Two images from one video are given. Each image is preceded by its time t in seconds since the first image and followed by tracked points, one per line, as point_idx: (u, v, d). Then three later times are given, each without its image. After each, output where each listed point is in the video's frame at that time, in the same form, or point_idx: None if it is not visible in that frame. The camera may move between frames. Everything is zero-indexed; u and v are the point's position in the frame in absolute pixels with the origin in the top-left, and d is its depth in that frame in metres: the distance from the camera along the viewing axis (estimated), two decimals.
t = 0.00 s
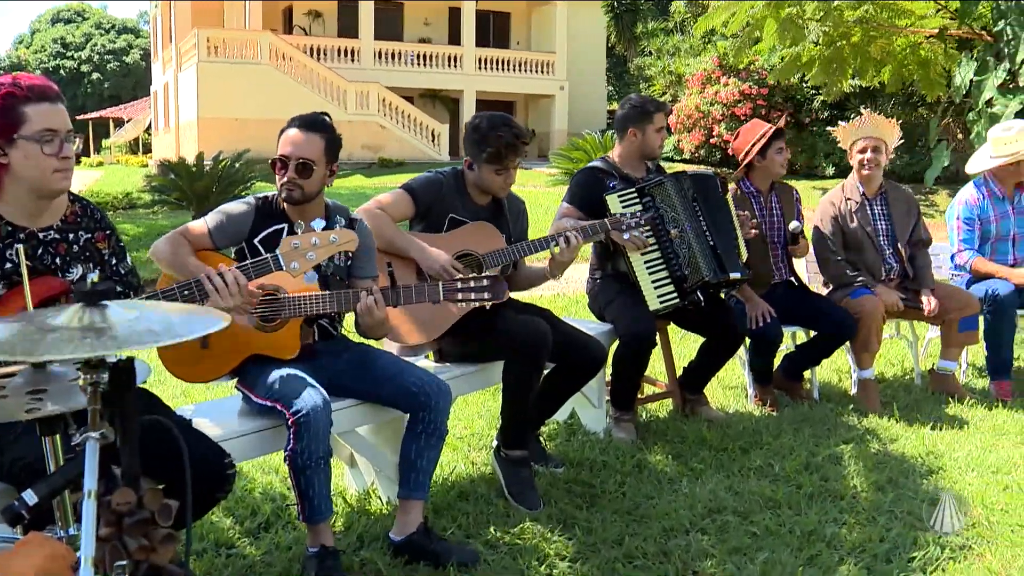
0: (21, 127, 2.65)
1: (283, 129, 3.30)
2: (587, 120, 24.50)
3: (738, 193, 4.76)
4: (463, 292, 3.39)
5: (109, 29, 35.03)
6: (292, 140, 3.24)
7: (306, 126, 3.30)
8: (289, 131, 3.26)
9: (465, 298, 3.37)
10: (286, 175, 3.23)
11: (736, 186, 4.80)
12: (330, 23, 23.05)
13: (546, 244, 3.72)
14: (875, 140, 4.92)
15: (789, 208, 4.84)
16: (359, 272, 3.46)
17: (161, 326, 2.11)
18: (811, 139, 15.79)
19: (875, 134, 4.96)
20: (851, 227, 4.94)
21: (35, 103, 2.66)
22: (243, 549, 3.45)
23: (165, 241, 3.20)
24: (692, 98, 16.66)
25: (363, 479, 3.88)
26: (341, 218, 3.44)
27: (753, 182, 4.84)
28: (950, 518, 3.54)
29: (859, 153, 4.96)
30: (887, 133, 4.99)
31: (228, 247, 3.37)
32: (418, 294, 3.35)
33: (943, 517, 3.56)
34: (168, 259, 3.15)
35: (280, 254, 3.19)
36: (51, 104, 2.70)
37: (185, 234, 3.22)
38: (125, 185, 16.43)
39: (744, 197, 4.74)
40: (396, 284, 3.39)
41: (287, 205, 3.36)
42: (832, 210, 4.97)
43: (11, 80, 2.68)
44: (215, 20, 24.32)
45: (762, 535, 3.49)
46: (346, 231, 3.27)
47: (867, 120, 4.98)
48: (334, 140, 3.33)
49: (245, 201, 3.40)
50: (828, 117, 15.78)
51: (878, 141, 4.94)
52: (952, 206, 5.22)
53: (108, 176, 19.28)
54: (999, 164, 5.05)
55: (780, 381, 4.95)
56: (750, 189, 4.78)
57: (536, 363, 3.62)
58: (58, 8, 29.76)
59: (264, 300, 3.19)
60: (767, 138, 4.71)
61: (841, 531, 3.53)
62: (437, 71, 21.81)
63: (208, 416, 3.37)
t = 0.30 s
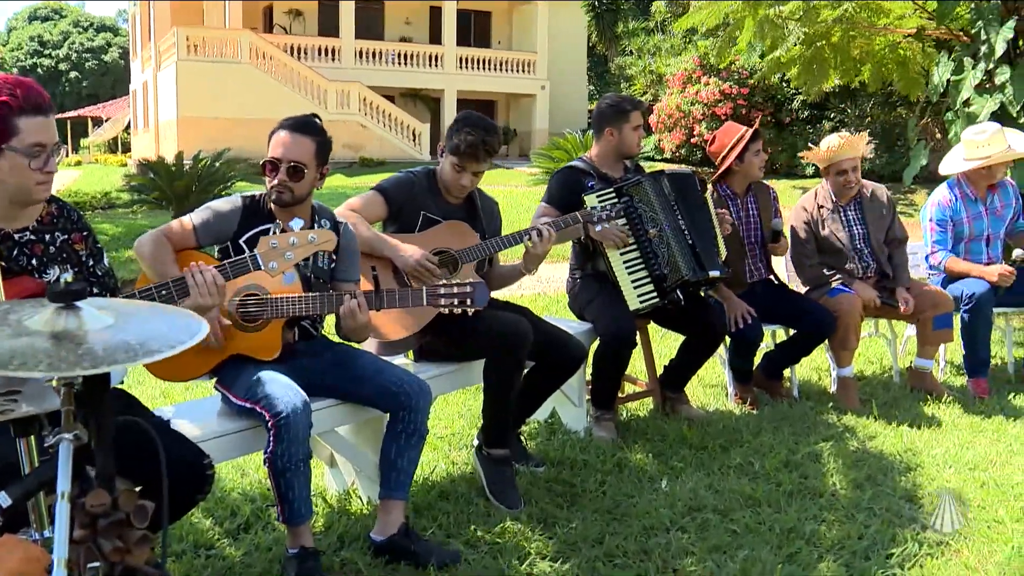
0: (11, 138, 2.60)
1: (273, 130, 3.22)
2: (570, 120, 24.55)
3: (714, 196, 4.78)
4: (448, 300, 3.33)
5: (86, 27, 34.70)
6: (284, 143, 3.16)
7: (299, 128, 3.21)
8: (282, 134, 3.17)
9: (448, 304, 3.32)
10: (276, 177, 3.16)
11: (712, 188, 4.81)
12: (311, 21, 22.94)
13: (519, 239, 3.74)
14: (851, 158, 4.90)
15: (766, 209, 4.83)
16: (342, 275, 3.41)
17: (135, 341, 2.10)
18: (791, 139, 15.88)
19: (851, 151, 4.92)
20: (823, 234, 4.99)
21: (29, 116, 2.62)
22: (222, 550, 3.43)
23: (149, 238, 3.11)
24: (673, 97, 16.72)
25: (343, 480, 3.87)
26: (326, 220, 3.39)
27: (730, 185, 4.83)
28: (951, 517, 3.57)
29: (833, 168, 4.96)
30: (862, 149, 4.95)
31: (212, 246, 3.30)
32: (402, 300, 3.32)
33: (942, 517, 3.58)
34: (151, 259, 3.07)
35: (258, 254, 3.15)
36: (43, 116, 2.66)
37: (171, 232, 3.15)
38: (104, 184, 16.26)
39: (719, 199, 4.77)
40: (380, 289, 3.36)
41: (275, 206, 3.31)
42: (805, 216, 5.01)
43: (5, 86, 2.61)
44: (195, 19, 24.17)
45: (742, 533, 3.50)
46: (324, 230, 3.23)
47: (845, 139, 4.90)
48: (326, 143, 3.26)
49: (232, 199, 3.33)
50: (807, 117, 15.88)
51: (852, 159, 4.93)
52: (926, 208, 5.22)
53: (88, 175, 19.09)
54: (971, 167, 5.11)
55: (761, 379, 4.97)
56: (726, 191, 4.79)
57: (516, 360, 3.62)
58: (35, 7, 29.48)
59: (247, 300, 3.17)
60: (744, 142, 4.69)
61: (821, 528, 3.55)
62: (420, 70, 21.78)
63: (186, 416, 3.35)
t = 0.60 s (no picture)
0: None
1: (249, 127, 3.20)
2: (552, 119, 24.60)
3: (707, 191, 4.79)
4: (428, 296, 3.34)
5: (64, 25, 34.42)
6: (261, 139, 3.14)
7: (276, 124, 3.19)
8: (260, 130, 3.16)
9: (427, 301, 3.33)
10: (254, 174, 3.13)
11: (705, 184, 4.82)
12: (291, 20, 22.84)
13: (496, 236, 3.74)
14: (844, 138, 4.98)
15: (755, 210, 4.85)
16: (320, 274, 3.39)
17: (110, 341, 2.09)
18: (771, 138, 15.99)
19: (844, 132, 5.00)
20: (819, 224, 5.00)
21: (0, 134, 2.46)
22: (200, 552, 3.41)
23: (126, 235, 3.09)
24: (654, 97, 16.77)
25: (323, 480, 3.86)
26: (302, 219, 3.37)
27: (723, 180, 4.86)
28: (950, 520, 3.58)
29: (829, 152, 5.00)
30: (855, 130, 5.01)
31: (189, 245, 3.27)
32: (383, 299, 3.31)
33: (943, 518, 3.59)
34: (128, 256, 3.05)
35: (236, 255, 3.13)
36: (21, 134, 2.51)
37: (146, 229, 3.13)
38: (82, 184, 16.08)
39: (711, 193, 4.78)
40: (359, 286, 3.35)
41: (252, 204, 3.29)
42: (802, 207, 5.03)
43: None
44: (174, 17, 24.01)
45: (721, 531, 3.52)
46: (303, 231, 3.23)
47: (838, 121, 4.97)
48: (303, 140, 3.24)
49: (208, 198, 3.30)
50: (787, 116, 15.97)
51: (846, 139, 4.99)
52: (914, 198, 5.21)
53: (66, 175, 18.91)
54: (957, 159, 5.08)
55: (740, 377, 4.99)
56: (719, 186, 4.80)
57: (497, 360, 3.62)
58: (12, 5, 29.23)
59: (224, 300, 3.14)
60: (739, 137, 4.73)
61: (800, 525, 3.56)
62: (401, 69, 21.75)
63: (164, 417, 3.33)
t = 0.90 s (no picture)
0: None
1: (221, 126, 3.18)
2: (534, 119, 24.63)
3: (708, 184, 4.79)
4: (404, 291, 3.32)
5: (41, 23, 34.12)
6: (231, 138, 3.12)
7: (246, 123, 3.18)
8: (229, 129, 3.13)
9: (404, 296, 3.31)
10: (225, 173, 3.11)
11: (707, 178, 4.83)
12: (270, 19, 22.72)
13: (481, 240, 3.73)
14: (857, 137, 4.92)
15: (749, 215, 4.88)
16: (294, 272, 3.39)
17: (83, 342, 2.07)
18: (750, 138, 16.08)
19: (856, 133, 4.95)
20: (819, 217, 4.96)
21: None
22: (178, 553, 3.39)
23: (98, 237, 3.06)
24: (634, 97, 16.81)
25: (302, 481, 3.84)
26: (277, 217, 3.36)
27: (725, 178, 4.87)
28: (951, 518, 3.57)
29: (840, 148, 4.95)
30: (867, 134, 4.97)
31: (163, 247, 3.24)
32: (357, 293, 3.26)
33: (944, 518, 3.58)
34: (101, 258, 3.02)
35: (212, 254, 3.09)
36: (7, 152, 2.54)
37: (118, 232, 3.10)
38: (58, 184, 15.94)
39: (712, 187, 4.79)
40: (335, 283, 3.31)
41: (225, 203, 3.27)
42: (808, 195, 4.94)
43: None
44: (152, 15, 23.84)
45: (700, 529, 3.53)
46: (279, 230, 3.20)
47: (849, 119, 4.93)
48: (274, 139, 3.22)
49: (180, 199, 3.28)
50: (766, 116, 16.06)
51: (858, 140, 4.94)
52: (906, 190, 5.19)
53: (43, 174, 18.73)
54: (947, 157, 5.15)
55: (720, 375, 5.01)
56: (720, 184, 4.82)
57: (477, 359, 3.62)
58: None
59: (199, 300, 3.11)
60: (746, 139, 4.75)
61: (778, 523, 3.58)
62: (383, 68, 21.71)
63: (140, 418, 3.30)
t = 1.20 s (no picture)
0: None
1: (191, 125, 3.16)
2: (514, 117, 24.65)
3: (693, 185, 4.79)
4: (377, 285, 3.32)
5: (15, 20, 33.77)
6: (201, 137, 3.10)
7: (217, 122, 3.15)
8: (200, 128, 3.11)
9: (378, 291, 3.31)
10: (196, 174, 3.10)
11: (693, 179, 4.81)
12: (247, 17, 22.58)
13: (463, 245, 3.71)
14: (842, 139, 4.96)
15: (731, 218, 4.92)
16: (267, 270, 3.34)
17: (51, 342, 2.05)
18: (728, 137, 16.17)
19: (839, 134, 4.99)
20: (805, 219, 4.98)
21: None
22: (153, 555, 3.37)
23: (68, 240, 3.04)
24: (612, 96, 16.84)
25: (279, 481, 3.83)
26: (248, 216, 3.34)
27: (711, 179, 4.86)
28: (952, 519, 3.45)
29: (823, 148, 4.99)
30: (852, 137, 5.01)
31: (135, 246, 3.21)
32: (330, 288, 3.29)
33: (943, 517, 3.47)
34: (73, 264, 3.01)
35: (190, 258, 3.11)
36: None
37: (88, 234, 3.07)
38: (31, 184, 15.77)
39: (695, 186, 4.79)
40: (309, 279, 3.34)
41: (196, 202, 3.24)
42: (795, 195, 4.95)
43: None
44: (127, 13, 23.61)
45: (677, 527, 3.54)
46: (259, 234, 3.20)
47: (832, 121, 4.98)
48: (245, 138, 3.20)
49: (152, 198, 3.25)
50: (743, 115, 16.15)
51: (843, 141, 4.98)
52: (886, 189, 5.25)
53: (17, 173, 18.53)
54: (930, 159, 5.13)
55: (697, 374, 5.04)
56: (705, 185, 4.82)
57: (454, 358, 3.62)
58: None
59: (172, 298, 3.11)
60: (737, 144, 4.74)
61: (755, 520, 3.60)
62: (363, 67, 21.65)
63: (115, 419, 3.28)
